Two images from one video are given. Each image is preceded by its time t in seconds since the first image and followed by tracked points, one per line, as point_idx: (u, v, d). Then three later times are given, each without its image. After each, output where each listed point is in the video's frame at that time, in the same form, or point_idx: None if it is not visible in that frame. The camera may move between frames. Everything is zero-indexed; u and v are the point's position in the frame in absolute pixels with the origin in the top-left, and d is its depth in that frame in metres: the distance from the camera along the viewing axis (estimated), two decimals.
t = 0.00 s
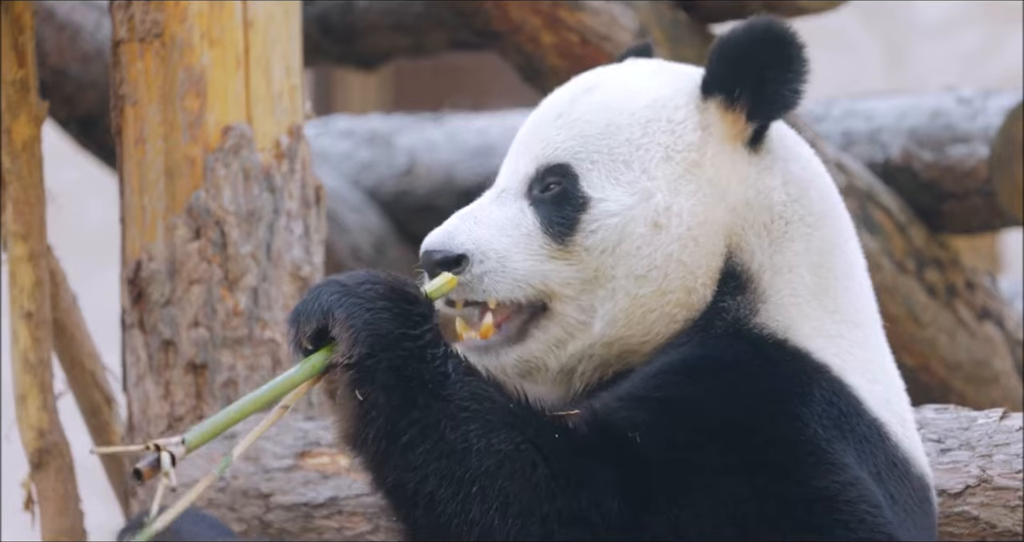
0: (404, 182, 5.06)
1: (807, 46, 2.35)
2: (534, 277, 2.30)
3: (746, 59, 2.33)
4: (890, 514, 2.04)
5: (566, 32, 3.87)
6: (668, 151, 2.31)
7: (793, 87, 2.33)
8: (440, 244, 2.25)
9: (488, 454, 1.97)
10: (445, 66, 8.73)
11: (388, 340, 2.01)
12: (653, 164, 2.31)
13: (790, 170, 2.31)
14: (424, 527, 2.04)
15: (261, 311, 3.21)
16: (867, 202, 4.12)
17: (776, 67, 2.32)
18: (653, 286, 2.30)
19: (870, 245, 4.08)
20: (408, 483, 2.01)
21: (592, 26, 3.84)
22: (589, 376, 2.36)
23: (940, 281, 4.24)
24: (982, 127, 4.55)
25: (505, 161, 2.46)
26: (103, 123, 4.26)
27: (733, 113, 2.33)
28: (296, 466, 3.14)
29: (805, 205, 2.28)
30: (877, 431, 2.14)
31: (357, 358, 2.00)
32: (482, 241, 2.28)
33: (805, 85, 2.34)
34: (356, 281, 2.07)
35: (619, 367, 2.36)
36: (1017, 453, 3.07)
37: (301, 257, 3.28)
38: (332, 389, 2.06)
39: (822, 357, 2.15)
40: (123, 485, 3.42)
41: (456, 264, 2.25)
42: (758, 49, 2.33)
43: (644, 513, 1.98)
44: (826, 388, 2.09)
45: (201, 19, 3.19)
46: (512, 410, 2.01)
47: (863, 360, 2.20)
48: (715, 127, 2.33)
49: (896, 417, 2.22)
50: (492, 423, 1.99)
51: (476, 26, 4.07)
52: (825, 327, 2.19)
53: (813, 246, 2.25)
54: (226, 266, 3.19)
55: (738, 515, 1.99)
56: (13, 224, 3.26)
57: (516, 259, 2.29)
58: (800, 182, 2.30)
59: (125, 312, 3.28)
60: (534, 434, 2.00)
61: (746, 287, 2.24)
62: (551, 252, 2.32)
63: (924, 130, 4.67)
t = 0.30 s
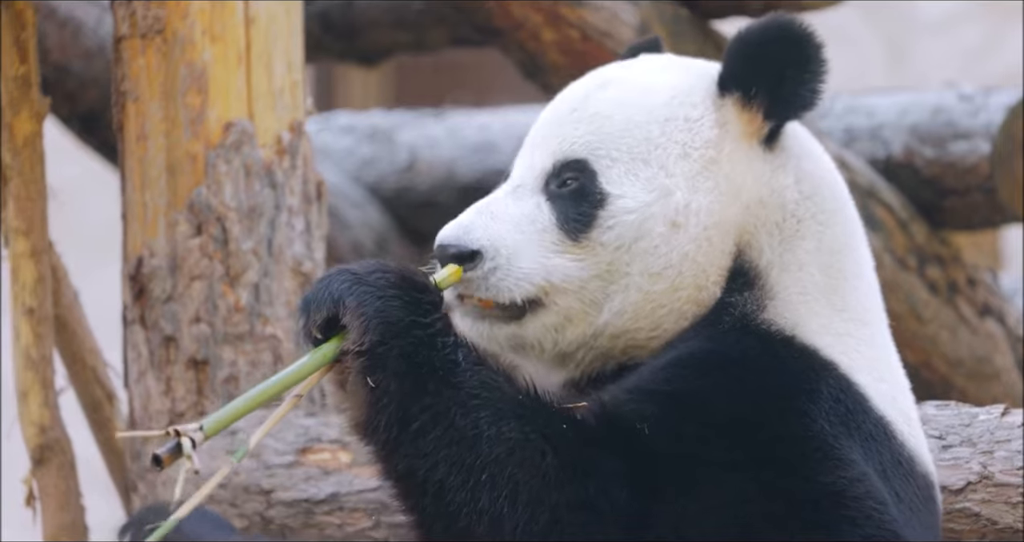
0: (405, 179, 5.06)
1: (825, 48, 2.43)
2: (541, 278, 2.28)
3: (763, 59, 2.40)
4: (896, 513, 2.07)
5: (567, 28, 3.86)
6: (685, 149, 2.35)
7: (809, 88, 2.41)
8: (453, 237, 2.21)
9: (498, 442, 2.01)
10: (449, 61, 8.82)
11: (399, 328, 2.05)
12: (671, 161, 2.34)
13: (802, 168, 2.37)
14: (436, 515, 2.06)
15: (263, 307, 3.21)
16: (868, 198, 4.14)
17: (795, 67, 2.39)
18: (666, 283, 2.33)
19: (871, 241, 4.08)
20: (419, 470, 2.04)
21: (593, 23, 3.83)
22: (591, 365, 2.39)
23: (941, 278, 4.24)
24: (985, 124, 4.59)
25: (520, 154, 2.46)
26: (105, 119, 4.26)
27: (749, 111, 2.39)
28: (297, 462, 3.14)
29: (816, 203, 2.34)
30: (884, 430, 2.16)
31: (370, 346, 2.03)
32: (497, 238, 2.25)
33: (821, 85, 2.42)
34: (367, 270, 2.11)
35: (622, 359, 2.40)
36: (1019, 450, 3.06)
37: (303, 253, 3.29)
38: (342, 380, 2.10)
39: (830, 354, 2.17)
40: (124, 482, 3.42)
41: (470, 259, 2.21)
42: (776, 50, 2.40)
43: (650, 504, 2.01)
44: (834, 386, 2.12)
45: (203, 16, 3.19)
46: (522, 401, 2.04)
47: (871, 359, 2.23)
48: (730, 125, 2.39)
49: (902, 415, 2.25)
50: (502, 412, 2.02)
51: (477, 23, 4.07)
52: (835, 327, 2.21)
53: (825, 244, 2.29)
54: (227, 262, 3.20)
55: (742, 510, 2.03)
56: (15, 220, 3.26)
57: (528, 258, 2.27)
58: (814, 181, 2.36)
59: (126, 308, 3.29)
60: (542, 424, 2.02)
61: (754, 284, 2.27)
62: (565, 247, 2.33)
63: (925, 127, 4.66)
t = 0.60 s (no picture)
0: (395, 174, 5.08)
1: (826, 50, 2.33)
2: (538, 254, 2.23)
3: (764, 55, 2.30)
4: (884, 509, 2.03)
5: (558, 24, 3.87)
6: (683, 141, 2.27)
7: (810, 89, 2.30)
8: (445, 215, 2.18)
9: (482, 433, 1.97)
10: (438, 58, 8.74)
11: (386, 317, 2.00)
12: (667, 151, 2.26)
13: (796, 167, 2.29)
14: (420, 508, 2.02)
15: (253, 304, 3.22)
16: (859, 194, 4.15)
17: (794, 67, 2.30)
18: (659, 274, 2.26)
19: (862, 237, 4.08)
20: (404, 461, 2.00)
21: (586, 20, 3.84)
22: (587, 357, 2.34)
23: (932, 274, 4.24)
24: (974, 120, 4.54)
25: (517, 139, 2.40)
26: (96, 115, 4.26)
27: (745, 110, 2.31)
28: (287, 458, 3.14)
29: (809, 202, 2.26)
30: (872, 427, 2.13)
31: (356, 334, 1.98)
32: (488, 218, 2.21)
33: (823, 87, 2.32)
34: (354, 262, 2.06)
35: (615, 352, 2.33)
36: (1008, 446, 3.05)
37: (293, 249, 3.28)
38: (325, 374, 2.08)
39: (819, 351, 2.13)
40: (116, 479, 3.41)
41: (459, 237, 2.17)
42: (778, 47, 2.30)
43: (637, 503, 1.96)
44: (822, 382, 2.08)
45: (194, 12, 3.19)
46: (506, 394, 2.01)
47: (860, 356, 2.18)
48: (728, 120, 2.31)
49: (890, 413, 2.21)
50: (487, 403, 1.99)
51: (468, 18, 4.08)
52: (823, 323, 2.17)
53: (818, 244, 2.23)
54: (218, 258, 3.20)
55: (731, 513, 1.97)
56: (6, 216, 3.27)
57: (521, 235, 2.22)
58: (806, 179, 2.28)
59: (117, 304, 3.29)
60: (526, 416, 1.99)
61: (746, 281, 2.22)
62: (557, 233, 2.26)
63: (916, 123, 4.67)
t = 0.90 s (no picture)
0: (382, 169, 5.08)
1: (809, 45, 2.31)
2: (531, 262, 2.23)
3: (747, 52, 2.29)
4: (871, 506, 2.01)
5: (544, 20, 3.88)
6: (675, 143, 2.25)
7: (794, 84, 2.29)
8: (439, 217, 2.13)
9: (469, 428, 1.92)
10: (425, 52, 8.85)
11: (373, 311, 1.93)
12: (660, 155, 2.24)
13: (785, 163, 2.27)
14: (406, 504, 1.96)
15: (240, 299, 3.22)
16: (845, 190, 4.14)
17: (778, 64, 2.28)
18: (652, 279, 2.25)
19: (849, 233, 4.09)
20: (390, 456, 1.93)
21: (573, 15, 3.84)
22: (582, 362, 2.31)
23: (920, 270, 4.24)
24: (961, 115, 4.55)
25: (504, 139, 2.37)
26: (84, 110, 4.26)
27: (734, 108, 2.28)
28: (274, 453, 3.13)
29: (799, 198, 2.24)
30: (858, 423, 2.10)
31: (344, 329, 1.92)
32: (484, 223, 2.18)
33: (808, 82, 2.30)
34: (342, 257, 1.99)
35: (609, 353, 2.32)
36: (996, 442, 2.99)
37: (280, 244, 3.28)
38: (314, 367, 1.99)
39: (807, 350, 2.10)
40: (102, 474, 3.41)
41: (455, 241, 2.13)
42: (760, 44, 2.29)
43: (623, 501, 1.92)
44: (809, 380, 2.06)
45: (180, 7, 3.19)
46: (494, 390, 1.96)
47: (848, 352, 2.16)
48: (717, 119, 2.28)
49: (877, 409, 2.18)
50: (475, 399, 1.93)
51: (455, 14, 4.08)
52: (812, 321, 2.14)
53: (804, 239, 2.20)
54: (205, 252, 3.20)
55: (717, 513, 1.94)
56: None
57: (518, 242, 2.21)
58: (795, 176, 2.26)
59: (104, 299, 3.29)
60: (514, 411, 1.94)
61: (738, 278, 2.19)
62: (552, 236, 2.24)
63: (903, 119, 4.68)
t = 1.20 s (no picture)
0: (372, 169, 5.08)
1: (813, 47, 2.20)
2: (538, 264, 2.07)
3: (749, 52, 2.18)
4: (861, 505, 1.94)
5: (533, 19, 3.90)
6: (681, 143, 2.13)
7: (800, 86, 2.17)
8: (445, 220, 1.98)
9: (458, 418, 1.87)
10: (416, 50, 8.87)
11: (366, 299, 1.91)
12: (668, 153, 2.12)
13: (783, 162, 2.17)
14: (394, 493, 1.91)
15: (229, 298, 3.22)
16: (835, 189, 4.14)
17: (781, 65, 2.17)
18: (659, 279, 2.12)
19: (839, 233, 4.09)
20: (379, 442, 1.90)
21: (562, 15, 3.87)
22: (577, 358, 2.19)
23: (909, 270, 4.25)
24: (950, 114, 4.56)
25: (504, 139, 2.21)
26: (74, 109, 4.25)
27: (735, 108, 2.17)
28: (264, 452, 3.10)
29: (796, 197, 2.14)
30: (849, 422, 2.01)
31: (336, 316, 1.89)
32: (489, 226, 2.02)
33: (812, 84, 2.18)
34: (338, 245, 1.97)
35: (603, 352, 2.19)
36: (984, 441, 2.93)
37: (269, 243, 3.29)
38: (309, 355, 1.93)
39: (798, 350, 2.01)
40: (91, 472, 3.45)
41: (459, 246, 1.98)
42: (763, 43, 2.17)
43: (608, 498, 1.87)
44: (799, 379, 1.97)
45: (170, 6, 3.19)
46: (487, 383, 1.90)
47: (838, 351, 2.07)
48: (719, 122, 2.17)
49: (868, 407, 2.09)
50: (466, 389, 1.88)
51: (445, 14, 4.09)
52: (805, 320, 2.05)
53: (802, 238, 2.11)
54: (194, 252, 3.20)
55: (705, 513, 1.89)
56: None
57: (520, 248, 2.05)
58: (792, 173, 2.16)
59: (93, 299, 3.29)
60: (506, 402, 1.88)
61: (734, 279, 2.09)
62: (557, 239, 2.10)
63: (892, 118, 4.67)
